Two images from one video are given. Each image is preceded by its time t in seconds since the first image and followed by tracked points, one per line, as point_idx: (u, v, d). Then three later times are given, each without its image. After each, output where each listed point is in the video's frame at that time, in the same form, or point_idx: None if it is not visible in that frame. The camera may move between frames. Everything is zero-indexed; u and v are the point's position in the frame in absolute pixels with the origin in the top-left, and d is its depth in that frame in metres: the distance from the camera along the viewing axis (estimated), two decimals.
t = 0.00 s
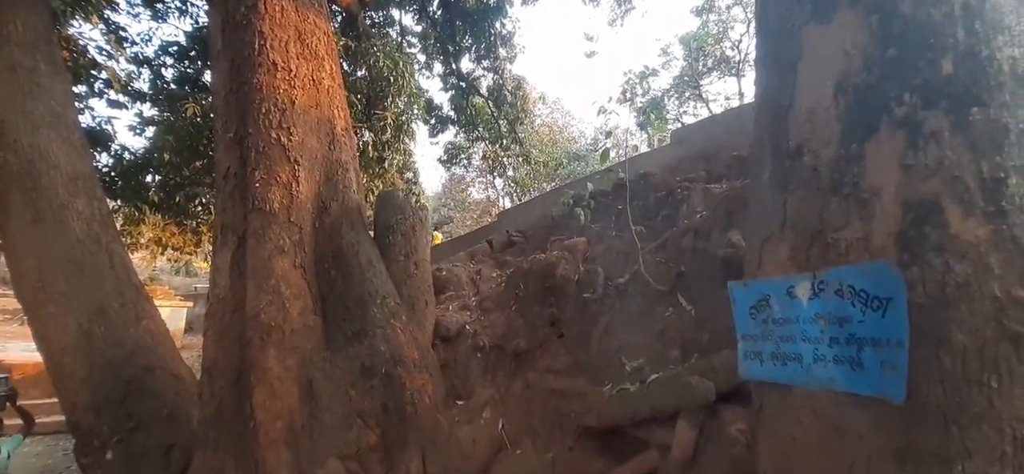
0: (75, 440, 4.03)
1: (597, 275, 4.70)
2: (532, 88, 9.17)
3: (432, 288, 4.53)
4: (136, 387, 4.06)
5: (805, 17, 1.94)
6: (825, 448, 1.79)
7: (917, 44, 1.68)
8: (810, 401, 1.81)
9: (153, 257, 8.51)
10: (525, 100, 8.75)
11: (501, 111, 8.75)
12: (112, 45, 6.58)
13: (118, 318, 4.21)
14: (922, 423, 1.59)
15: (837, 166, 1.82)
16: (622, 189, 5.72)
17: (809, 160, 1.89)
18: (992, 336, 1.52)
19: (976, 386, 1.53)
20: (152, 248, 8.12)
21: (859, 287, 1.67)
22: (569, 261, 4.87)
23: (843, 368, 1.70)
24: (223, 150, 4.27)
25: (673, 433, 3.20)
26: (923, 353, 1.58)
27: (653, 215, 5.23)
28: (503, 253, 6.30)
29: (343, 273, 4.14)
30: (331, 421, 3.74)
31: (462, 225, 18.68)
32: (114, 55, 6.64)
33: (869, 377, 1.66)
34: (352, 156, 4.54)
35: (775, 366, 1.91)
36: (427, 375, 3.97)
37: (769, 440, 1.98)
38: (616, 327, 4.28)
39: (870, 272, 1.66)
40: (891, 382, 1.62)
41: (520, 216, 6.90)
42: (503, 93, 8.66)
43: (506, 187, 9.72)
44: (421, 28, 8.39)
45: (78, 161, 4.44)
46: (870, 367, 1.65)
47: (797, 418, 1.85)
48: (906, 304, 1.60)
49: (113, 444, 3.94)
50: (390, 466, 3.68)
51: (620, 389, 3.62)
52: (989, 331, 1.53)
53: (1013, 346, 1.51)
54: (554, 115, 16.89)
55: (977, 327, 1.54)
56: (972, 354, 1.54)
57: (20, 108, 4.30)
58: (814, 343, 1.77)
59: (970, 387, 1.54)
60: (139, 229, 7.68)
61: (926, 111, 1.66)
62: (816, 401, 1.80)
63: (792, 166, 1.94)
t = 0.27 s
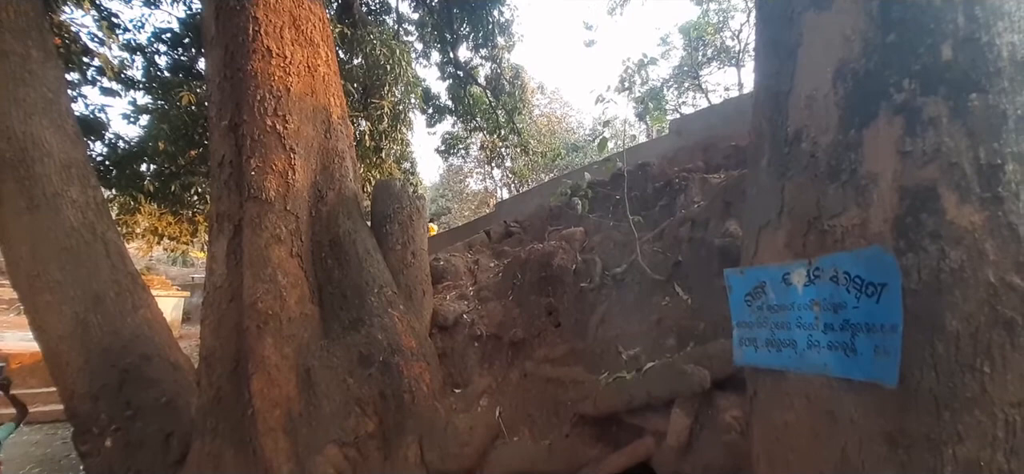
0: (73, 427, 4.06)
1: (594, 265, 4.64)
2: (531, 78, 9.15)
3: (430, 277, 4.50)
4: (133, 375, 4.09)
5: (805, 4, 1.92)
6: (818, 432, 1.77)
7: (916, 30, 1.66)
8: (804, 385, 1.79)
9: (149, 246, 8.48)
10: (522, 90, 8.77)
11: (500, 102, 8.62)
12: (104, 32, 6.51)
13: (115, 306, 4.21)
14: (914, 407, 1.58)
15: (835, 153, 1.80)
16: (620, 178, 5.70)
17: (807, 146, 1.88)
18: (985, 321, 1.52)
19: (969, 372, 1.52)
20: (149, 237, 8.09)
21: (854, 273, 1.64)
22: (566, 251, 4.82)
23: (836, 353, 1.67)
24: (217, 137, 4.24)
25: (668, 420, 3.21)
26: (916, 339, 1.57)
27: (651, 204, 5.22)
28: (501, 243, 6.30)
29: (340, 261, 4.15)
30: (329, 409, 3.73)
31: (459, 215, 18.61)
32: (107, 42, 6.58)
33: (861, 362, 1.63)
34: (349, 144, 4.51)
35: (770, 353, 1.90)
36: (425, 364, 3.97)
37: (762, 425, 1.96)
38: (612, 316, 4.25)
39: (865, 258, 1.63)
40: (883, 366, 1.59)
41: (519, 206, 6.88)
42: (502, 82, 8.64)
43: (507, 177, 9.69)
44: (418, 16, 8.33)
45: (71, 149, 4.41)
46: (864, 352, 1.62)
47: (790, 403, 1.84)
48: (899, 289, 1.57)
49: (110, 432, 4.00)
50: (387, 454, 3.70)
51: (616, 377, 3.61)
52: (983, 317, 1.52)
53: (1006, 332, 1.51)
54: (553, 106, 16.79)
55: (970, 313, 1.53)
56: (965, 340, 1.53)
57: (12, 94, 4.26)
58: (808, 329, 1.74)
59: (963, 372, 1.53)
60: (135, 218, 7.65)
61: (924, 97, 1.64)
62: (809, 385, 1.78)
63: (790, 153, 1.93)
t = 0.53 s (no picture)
0: (70, 416, 4.04)
1: (591, 255, 4.62)
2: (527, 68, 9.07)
3: (427, 267, 4.50)
4: (129, 364, 4.10)
5: None
6: (810, 417, 1.77)
7: (914, 15, 1.65)
8: (796, 370, 1.79)
9: (144, 237, 8.44)
10: (519, 80, 8.72)
11: (497, 92, 8.61)
12: (95, 19, 6.43)
13: (111, 296, 4.20)
14: (903, 392, 1.58)
15: (830, 140, 1.80)
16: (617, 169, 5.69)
17: (803, 133, 1.87)
18: (976, 306, 1.52)
19: (959, 356, 1.54)
20: (143, 228, 8.05)
21: (847, 260, 1.63)
22: (564, 242, 4.76)
23: (828, 339, 1.67)
24: (211, 126, 4.21)
25: (663, 407, 3.22)
26: (908, 324, 1.57)
27: (647, 194, 5.21)
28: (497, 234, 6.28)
29: (336, 251, 4.14)
30: (327, 398, 3.74)
31: (457, 207, 18.55)
32: (97, 29, 6.50)
33: (853, 348, 1.62)
34: (344, 133, 4.49)
35: (764, 340, 1.90)
36: (421, 353, 3.96)
37: (755, 409, 1.97)
38: (609, 306, 4.24)
39: (858, 244, 1.62)
40: (874, 350, 1.59)
41: (515, 197, 6.86)
42: (499, 72, 8.55)
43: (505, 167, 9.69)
44: (414, 4, 8.12)
45: (63, 137, 4.37)
46: (855, 338, 1.62)
47: (783, 388, 1.84)
48: (892, 275, 1.56)
49: (108, 421, 4.01)
50: (385, 442, 3.70)
51: (612, 366, 3.61)
52: (974, 302, 1.53)
53: (997, 317, 1.52)
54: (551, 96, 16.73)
55: (962, 298, 1.54)
56: (955, 325, 1.54)
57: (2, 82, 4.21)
58: (801, 316, 1.74)
59: (953, 358, 1.54)
60: (129, 209, 7.61)
61: (921, 83, 1.63)
62: (801, 371, 1.78)
63: (785, 141, 1.92)
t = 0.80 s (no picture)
0: (65, 407, 4.02)
1: (587, 246, 4.67)
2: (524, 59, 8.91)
3: (422, 258, 4.49)
4: (124, 355, 4.10)
5: None
6: (801, 404, 1.78)
7: (910, 2, 1.64)
8: (788, 358, 1.80)
9: (138, 229, 8.40)
10: (517, 71, 8.58)
11: (493, 83, 8.52)
12: (85, 7, 6.36)
13: (105, 287, 4.19)
14: (895, 379, 1.58)
15: (824, 129, 1.79)
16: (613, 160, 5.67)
17: (799, 122, 1.86)
18: (967, 293, 1.52)
19: (949, 343, 1.53)
20: (137, 219, 8.01)
21: (840, 248, 1.62)
22: (559, 233, 4.80)
23: (821, 326, 1.66)
24: (205, 115, 4.18)
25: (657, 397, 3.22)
26: (900, 310, 1.56)
27: (644, 185, 5.19)
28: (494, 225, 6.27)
29: (332, 242, 4.13)
30: (323, 388, 3.73)
31: (453, 198, 18.48)
32: (88, 18, 6.43)
33: (845, 335, 1.62)
34: (339, 122, 4.46)
35: (757, 328, 1.90)
36: (418, 344, 3.93)
37: (747, 397, 1.97)
38: (605, 296, 4.24)
39: (851, 231, 1.61)
40: (865, 337, 1.59)
41: (512, 189, 6.82)
42: (495, 63, 8.44)
43: (500, 160, 9.58)
44: None
45: (54, 127, 4.33)
46: (848, 325, 1.61)
47: (774, 375, 1.85)
48: (884, 262, 1.56)
49: (104, 412, 4.00)
50: (382, 432, 3.71)
51: (608, 356, 3.60)
52: (965, 289, 1.52)
53: (987, 303, 1.50)
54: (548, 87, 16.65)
55: (953, 285, 1.53)
56: (946, 311, 1.53)
57: None
58: (794, 304, 1.74)
59: (943, 344, 1.53)
60: (122, 200, 7.56)
61: (916, 71, 1.63)
62: (794, 358, 1.78)
63: (780, 130, 1.92)
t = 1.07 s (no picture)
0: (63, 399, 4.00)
1: (584, 236, 4.67)
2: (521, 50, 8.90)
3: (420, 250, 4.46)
4: (122, 347, 4.08)
5: None
6: (795, 389, 1.78)
7: None
8: (782, 344, 1.79)
9: (132, 221, 8.35)
10: (514, 60, 8.53)
11: (491, 73, 8.48)
12: None
13: (100, 278, 4.17)
14: (888, 364, 1.58)
15: (821, 115, 1.78)
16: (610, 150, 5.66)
17: (796, 108, 1.85)
18: (960, 278, 1.51)
19: (941, 327, 1.53)
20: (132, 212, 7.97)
21: (835, 234, 1.62)
22: (556, 224, 4.86)
23: (815, 311, 1.66)
24: (198, 105, 4.15)
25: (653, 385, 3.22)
26: (894, 296, 1.56)
27: (641, 175, 5.18)
28: (491, 217, 6.25)
29: (328, 232, 4.12)
30: (321, 379, 3.71)
31: (450, 190, 18.41)
32: (79, 8, 6.37)
33: (840, 320, 1.62)
34: (334, 112, 4.43)
35: (752, 315, 1.90)
36: (415, 334, 3.92)
37: (742, 383, 1.97)
38: (602, 286, 4.23)
39: (847, 217, 1.61)
40: (859, 322, 1.58)
41: (508, 180, 6.79)
42: (492, 53, 8.41)
43: (495, 153, 9.50)
44: None
45: (45, 117, 4.29)
46: (842, 310, 1.61)
47: (769, 361, 1.85)
48: (879, 248, 1.55)
49: (102, 403, 3.97)
50: (381, 421, 3.72)
51: (605, 345, 3.60)
52: (958, 274, 1.52)
53: (980, 288, 1.51)
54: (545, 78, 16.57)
55: (946, 271, 1.53)
56: (939, 296, 1.53)
57: None
58: (789, 290, 1.73)
59: (936, 329, 1.53)
60: (116, 192, 7.52)
61: (913, 56, 1.62)
62: (788, 343, 1.78)
63: (777, 116, 1.90)
